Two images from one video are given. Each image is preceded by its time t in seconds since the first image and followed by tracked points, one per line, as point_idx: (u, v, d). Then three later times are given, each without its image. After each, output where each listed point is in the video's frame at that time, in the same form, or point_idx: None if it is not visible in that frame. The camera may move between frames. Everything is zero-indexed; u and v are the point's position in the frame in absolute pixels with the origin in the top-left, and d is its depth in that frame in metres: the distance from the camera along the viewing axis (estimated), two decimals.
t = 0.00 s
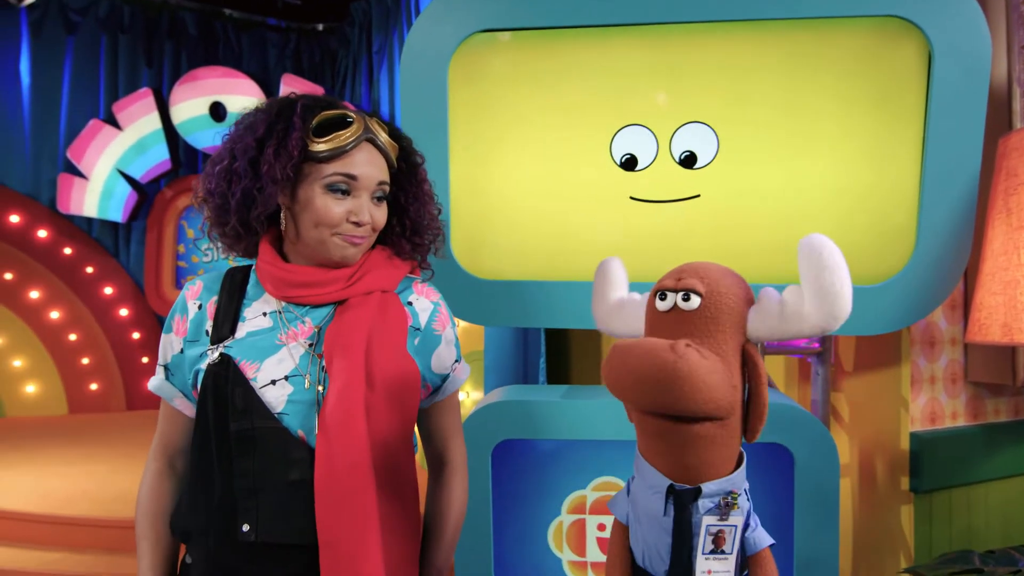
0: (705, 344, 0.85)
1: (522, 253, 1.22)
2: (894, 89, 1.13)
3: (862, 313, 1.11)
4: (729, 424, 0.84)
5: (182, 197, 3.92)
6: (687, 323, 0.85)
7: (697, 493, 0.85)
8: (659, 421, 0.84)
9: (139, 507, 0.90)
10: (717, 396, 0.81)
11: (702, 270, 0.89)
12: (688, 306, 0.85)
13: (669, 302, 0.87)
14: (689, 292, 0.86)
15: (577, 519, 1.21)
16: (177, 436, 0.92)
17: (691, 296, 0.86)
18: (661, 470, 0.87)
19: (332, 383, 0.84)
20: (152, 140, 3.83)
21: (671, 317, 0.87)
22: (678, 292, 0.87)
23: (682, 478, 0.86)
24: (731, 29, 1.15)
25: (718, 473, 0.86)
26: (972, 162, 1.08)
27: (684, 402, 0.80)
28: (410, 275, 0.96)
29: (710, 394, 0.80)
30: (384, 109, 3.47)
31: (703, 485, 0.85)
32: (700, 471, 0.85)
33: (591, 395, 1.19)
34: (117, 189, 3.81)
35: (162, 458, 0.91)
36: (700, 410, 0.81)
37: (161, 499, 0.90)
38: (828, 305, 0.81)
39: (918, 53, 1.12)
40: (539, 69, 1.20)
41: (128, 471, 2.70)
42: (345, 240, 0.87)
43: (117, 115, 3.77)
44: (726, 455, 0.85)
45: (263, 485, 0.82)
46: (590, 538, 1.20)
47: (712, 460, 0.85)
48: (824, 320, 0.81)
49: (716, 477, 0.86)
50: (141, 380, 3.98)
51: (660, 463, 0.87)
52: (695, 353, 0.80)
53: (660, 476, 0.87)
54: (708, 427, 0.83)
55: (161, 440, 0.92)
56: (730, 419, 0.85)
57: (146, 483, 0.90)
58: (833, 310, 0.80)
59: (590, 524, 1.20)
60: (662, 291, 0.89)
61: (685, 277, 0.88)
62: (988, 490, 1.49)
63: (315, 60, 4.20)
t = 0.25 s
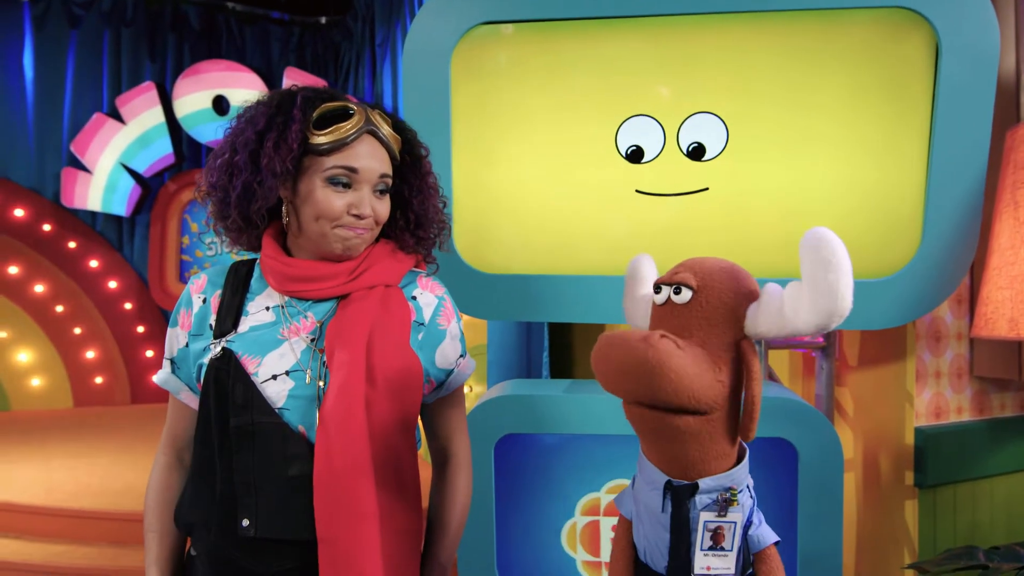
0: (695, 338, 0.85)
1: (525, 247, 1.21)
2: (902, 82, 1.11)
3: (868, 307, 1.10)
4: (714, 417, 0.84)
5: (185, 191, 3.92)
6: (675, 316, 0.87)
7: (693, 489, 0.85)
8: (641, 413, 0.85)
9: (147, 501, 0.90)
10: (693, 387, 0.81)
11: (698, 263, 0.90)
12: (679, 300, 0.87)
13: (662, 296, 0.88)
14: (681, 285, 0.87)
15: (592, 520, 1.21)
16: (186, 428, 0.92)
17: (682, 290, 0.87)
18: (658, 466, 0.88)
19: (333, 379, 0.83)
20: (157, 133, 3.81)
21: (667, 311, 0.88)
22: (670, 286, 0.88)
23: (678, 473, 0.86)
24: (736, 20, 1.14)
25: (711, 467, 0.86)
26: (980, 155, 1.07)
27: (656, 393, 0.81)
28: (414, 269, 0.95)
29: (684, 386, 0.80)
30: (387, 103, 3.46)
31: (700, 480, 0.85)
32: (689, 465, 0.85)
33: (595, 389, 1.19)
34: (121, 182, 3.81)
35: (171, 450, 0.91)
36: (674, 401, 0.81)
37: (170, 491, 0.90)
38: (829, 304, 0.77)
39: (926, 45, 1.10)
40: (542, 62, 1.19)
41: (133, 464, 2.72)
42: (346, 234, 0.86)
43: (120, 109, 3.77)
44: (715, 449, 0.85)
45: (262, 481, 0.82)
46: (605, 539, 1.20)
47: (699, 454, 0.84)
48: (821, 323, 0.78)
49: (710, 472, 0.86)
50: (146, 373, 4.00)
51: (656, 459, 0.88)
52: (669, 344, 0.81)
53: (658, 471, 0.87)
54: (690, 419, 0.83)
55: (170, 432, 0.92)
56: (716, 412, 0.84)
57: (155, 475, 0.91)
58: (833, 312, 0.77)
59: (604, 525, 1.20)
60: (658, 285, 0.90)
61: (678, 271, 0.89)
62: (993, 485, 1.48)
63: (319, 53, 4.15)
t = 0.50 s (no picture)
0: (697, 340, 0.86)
1: (526, 245, 1.21)
2: (905, 80, 1.11)
3: (871, 305, 1.10)
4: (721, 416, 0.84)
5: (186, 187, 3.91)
6: (676, 318, 0.88)
7: (701, 487, 0.85)
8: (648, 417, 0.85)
9: (151, 498, 0.90)
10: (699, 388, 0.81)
11: (697, 261, 0.89)
12: (678, 300, 0.87)
13: (663, 297, 0.89)
14: (679, 286, 0.87)
15: (607, 515, 1.20)
16: (189, 426, 0.92)
17: (681, 291, 0.87)
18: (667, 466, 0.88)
19: (335, 377, 0.83)
20: (157, 130, 3.82)
21: (668, 313, 0.89)
22: (669, 288, 0.88)
23: (687, 472, 0.86)
24: (739, 17, 1.13)
25: (720, 466, 0.86)
26: (983, 153, 1.07)
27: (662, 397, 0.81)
28: (417, 267, 0.95)
29: (689, 387, 0.81)
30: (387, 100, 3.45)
31: (708, 479, 0.85)
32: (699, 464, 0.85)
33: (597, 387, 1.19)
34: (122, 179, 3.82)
35: (174, 448, 0.92)
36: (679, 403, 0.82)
37: (172, 489, 0.91)
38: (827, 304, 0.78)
39: (929, 43, 1.10)
40: (543, 59, 1.19)
41: (134, 460, 2.72)
42: (348, 232, 0.86)
43: (121, 105, 3.76)
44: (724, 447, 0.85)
45: (265, 479, 0.82)
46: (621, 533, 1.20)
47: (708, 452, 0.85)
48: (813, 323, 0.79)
49: (717, 471, 0.86)
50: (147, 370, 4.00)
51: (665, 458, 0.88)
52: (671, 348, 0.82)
53: (665, 471, 0.87)
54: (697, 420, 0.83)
55: (173, 431, 0.92)
56: (722, 411, 0.84)
57: (159, 473, 0.91)
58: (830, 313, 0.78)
59: (620, 519, 1.20)
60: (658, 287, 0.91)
61: (677, 272, 0.89)
62: (994, 483, 1.48)
63: (319, 49, 4.16)
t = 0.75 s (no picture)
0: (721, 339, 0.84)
1: (528, 246, 1.21)
2: (906, 83, 1.11)
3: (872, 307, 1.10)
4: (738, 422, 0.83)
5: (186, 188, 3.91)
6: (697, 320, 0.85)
7: (715, 496, 0.85)
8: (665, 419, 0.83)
9: (153, 498, 0.90)
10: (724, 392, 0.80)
11: (715, 267, 0.88)
12: (699, 303, 0.85)
13: (681, 300, 0.86)
14: (702, 288, 0.85)
15: (621, 516, 1.20)
16: (191, 427, 0.92)
17: (703, 293, 0.85)
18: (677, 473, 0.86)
19: (339, 379, 0.83)
20: (157, 130, 3.82)
21: (685, 316, 0.86)
22: (689, 290, 0.86)
23: (699, 481, 0.85)
24: (740, 19, 1.13)
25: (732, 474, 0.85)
26: (984, 155, 1.07)
27: (689, 398, 0.78)
28: (420, 270, 0.95)
29: (717, 392, 0.79)
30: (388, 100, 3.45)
31: (721, 488, 0.85)
32: (712, 472, 0.84)
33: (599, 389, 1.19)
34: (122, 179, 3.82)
35: (177, 449, 0.91)
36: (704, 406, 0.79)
37: (173, 490, 0.90)
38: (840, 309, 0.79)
39: (929, 45, 1.10)
40: (545, 61, 1.19)
41: (134, 461, 2.72)
42: (352, 235, 0.86)
43: (121, 105, 3.75)
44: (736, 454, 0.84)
45: (270, 480, 0.81)
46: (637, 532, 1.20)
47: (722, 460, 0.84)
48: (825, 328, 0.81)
49: (730, 478, 0.85)
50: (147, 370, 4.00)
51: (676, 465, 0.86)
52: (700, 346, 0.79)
53: (678, 479, 0.86)
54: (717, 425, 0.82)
55: (175, 433, 0.92)
56: (739, 418, 0.83)
57: (161, 474, 0.90)
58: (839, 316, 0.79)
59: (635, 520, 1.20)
60: (674, 288, 0.88)
61: (697, 274, 0.87)
62: (994, 485, 1.47)
63: (319, 49, 4.15)
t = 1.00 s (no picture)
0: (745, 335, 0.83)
1: (527, 248, 1.22)
2: (902, 87, 1.12)
3: (869, 309, 1.11)
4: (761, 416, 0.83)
5: (183, 188, 3.90)
6: (718, 315, 0.83)
7: (725, 485, 0.84)
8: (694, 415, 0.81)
9: (153, 500, 0.90)
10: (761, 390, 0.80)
11: (729, 259, 0.86)
12: (720, 298, 0.83)
13: (702, 294, 0.83)
14: (722, 282, 0.83)
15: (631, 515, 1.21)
16: (191, 429, 0.92)
17: (724, 287, 0.83)
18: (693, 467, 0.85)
19: (341, 380, 0.83)
20: (154, 131, 3.82)
21: (705, 310, 0.83)
22: (709, 284, 0.83)
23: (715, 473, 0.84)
24: (737, 23, 1.14)
25: (748, 464, 0.84)
26: (979, 159, 1.08)
27: (734, 395, 0.78)
28: (419, 271, 0.95)
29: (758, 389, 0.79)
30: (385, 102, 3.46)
31: (731, 477, 0.84)
32: (732, 464, 0.83)
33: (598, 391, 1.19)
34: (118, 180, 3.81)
35: (176, 451, 0.91)
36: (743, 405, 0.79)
37: (173, 492, 0.90)
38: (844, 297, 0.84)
39: (926, 48, 1.11)
40: (543, 63, 1.19)
41: (130, 463, 2.71)
42: (351, 230, 0.86)
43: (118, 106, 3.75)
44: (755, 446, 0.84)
45: (271, 482, 0.82)
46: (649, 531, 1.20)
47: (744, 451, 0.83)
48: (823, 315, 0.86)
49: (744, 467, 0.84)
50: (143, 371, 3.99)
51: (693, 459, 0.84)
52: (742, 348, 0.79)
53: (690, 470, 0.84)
54: (746, 420, 0.81)
55: (174, 434, 0.92)
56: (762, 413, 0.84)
57: (160, 476, 0.90)
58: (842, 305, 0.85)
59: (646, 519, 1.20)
60: (690, 282, 0.84)
61: (714, 268, 0.85)
62: (990, 486, 1.49)
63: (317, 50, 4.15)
